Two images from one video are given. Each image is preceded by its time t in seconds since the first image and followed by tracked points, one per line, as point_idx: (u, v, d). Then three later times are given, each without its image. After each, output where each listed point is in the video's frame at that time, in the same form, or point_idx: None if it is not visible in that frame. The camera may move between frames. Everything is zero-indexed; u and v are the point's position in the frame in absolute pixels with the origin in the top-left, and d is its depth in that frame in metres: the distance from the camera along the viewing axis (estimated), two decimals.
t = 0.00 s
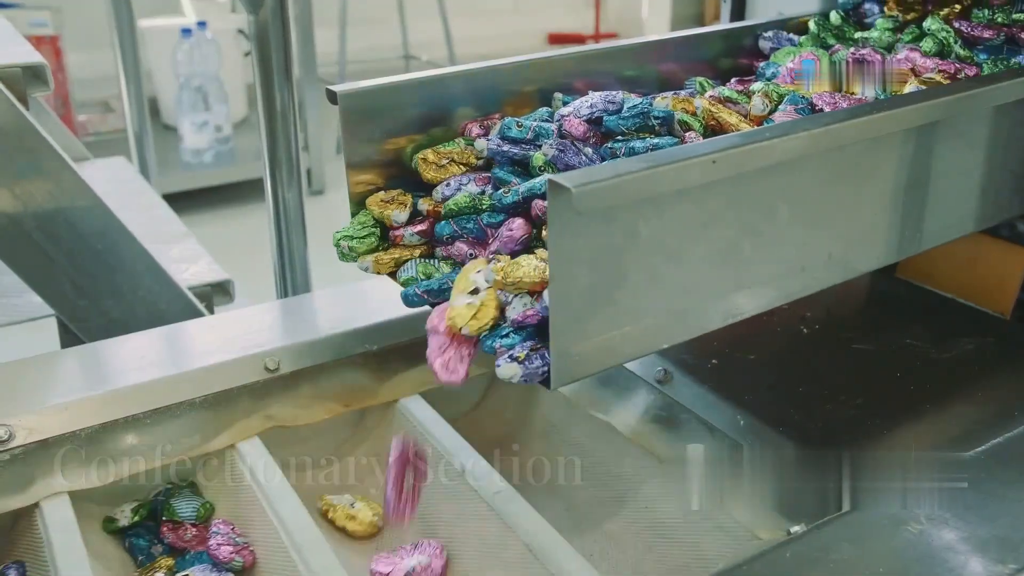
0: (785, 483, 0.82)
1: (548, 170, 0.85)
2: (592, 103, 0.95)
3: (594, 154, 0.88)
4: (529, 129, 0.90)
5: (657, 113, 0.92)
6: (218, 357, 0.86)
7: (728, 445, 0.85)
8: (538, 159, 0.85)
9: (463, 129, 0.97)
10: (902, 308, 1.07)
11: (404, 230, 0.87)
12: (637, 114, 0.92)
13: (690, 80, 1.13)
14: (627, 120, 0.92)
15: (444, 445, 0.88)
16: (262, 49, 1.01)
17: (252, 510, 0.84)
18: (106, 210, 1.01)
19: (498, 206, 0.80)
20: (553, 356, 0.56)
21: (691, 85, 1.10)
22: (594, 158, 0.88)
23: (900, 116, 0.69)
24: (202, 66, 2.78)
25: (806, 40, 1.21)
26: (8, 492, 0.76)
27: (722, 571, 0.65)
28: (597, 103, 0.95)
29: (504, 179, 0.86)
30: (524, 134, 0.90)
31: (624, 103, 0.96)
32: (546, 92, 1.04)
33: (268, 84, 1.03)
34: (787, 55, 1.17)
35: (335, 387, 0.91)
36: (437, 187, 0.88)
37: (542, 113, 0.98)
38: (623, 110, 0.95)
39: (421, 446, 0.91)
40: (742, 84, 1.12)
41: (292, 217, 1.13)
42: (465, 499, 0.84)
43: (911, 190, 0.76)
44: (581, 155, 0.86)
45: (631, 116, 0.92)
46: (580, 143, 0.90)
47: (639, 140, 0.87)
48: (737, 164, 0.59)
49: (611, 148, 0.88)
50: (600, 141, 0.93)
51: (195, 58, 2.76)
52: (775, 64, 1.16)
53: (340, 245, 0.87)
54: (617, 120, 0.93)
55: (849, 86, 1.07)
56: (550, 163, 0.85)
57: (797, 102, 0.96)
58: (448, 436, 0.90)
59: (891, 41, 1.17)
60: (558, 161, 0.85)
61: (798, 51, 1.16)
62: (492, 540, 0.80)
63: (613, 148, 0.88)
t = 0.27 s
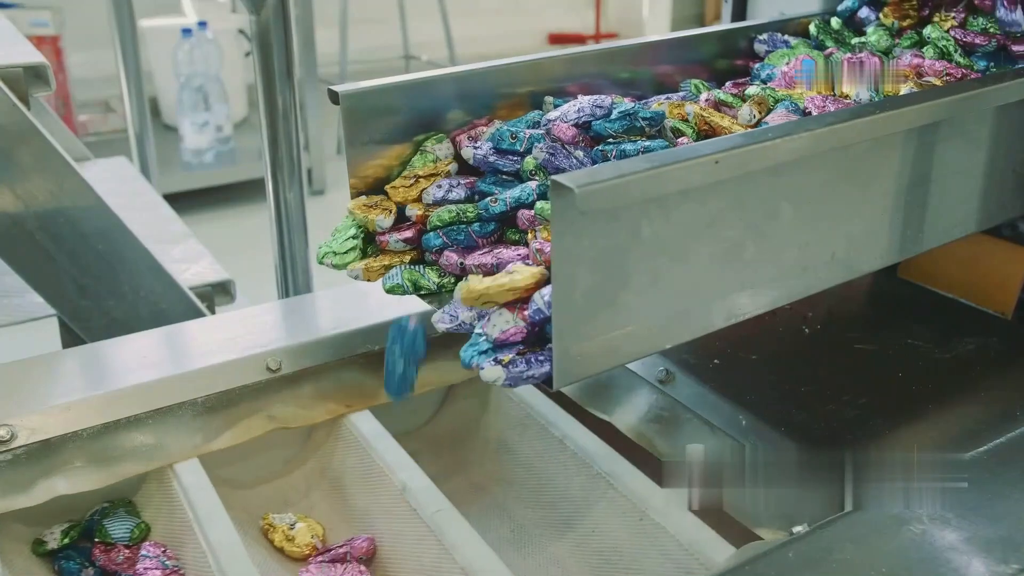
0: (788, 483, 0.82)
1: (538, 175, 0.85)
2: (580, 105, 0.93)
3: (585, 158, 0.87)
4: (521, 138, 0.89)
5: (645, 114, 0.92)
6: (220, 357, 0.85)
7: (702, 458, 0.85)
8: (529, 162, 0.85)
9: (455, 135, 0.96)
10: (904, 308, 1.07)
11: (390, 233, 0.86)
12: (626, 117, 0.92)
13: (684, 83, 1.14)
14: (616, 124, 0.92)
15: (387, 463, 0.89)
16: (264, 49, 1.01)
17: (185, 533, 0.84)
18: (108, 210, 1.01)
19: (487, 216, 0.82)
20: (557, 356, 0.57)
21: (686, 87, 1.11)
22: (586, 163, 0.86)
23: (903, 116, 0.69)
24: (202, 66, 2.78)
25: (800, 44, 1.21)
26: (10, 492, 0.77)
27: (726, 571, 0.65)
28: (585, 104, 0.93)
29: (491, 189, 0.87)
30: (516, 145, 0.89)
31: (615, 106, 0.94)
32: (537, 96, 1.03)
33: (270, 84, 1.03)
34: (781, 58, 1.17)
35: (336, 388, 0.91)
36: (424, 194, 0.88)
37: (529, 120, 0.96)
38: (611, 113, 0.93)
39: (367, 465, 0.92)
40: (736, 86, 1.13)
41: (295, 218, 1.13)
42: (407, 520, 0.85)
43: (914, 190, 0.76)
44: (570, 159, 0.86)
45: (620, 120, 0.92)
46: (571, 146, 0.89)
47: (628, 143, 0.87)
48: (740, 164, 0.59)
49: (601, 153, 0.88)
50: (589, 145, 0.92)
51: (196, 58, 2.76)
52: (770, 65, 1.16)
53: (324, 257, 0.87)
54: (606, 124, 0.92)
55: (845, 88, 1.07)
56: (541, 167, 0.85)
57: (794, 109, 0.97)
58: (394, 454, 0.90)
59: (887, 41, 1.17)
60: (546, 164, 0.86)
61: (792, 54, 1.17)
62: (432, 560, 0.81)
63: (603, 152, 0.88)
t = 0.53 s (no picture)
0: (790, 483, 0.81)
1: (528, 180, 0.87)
2: (569, 107, 0.93)
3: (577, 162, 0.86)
4: (514, 146, 0.89)
5: (634, 117, 0.91)
6: (220, 357, 0.86)
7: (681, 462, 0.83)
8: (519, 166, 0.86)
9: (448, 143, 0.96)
10: (906, 308, 1.07)
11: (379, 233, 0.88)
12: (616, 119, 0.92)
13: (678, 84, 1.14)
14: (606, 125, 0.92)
15: (324, 482, 0.83)
16: (266, 49, 1.01)
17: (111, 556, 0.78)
18: (110, 210, 1.01)
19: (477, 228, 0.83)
20: (560, 356, 0.57)
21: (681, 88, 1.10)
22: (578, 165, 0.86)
23: (905, 116, 0.69)
24: (203, 66, 2.78)
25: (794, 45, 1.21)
26: (12, 493, 0.76)
27: (729, 571, 0.65)
28: (574, 107, 0.93)
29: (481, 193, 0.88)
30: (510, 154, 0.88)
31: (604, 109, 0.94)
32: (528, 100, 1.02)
33: (272, 84, 1.03)
34: (778, 60, 1.16)
35: (340, 388, 0.90)
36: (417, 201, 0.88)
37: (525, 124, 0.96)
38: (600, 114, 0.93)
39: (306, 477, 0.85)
40: (731, 89, 1.13)
41: (296, 218, 1.13)
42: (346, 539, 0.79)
43: (915, 190, 0.76)
44: (561, 162, 0.85)
45: (610, 122, 0.92)
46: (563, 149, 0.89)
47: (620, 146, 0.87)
48: (744, 164, 0.59)
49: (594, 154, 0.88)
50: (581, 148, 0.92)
51: (197, 58, 2.77)
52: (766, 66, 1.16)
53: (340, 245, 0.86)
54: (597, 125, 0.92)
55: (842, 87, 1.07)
56: (532, 171, 0.86)
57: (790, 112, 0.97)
58: (333, 473, 0.84)
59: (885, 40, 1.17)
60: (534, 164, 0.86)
61: (787, 56, 1.16)
62: None
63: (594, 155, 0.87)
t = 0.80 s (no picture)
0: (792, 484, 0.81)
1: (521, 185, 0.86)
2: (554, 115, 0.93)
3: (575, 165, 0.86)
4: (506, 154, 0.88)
5: (626, 118, 0.92)
6: (223, 357, 0.86)
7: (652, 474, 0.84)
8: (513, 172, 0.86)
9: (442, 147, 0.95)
10: (908, 308, 1.07)
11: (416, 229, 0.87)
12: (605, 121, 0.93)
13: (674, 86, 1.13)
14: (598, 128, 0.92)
15: (269, 498, 0.81)
16: (268, 49, 1.01)
17: None
18: (111, 210, 1.01)
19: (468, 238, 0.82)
20: (563, 357, 0.56)
21: (676, 91, 1.10)
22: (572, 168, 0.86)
23: (908, 116, 0.69)
24: (203, 66, 2.78)
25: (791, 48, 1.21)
26: (15, 492, 0.76)
27: (732, 571, 0.65)
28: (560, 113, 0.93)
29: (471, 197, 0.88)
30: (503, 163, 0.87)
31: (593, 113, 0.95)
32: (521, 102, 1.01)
33: (274, 85, 1.03)
34: (773, 62, 1.17)
35: (341, 388, 0.91)
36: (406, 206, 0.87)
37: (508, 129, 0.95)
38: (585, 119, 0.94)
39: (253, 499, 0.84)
40: (727, 91, 1.12)
41: (298, 218, 1.13)
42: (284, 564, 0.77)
43: (918, 190, 0.76)
44: (553, 165, 0.85)
45: (601, 126, 0.92)
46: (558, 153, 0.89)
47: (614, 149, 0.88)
48: (748, 164, 0.59)
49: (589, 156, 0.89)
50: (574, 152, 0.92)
51: (197, 58, 2.77)
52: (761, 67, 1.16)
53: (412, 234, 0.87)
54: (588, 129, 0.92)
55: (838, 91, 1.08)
56: (525, 174, 0.86)
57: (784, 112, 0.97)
58: (279, 488, 0.82)
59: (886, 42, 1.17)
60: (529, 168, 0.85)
61: (782, 58, 1.17)
62: None
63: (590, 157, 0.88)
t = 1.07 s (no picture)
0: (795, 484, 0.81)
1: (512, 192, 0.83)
2: (537, 126, 0.90)
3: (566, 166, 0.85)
4: (494, 168, 0.84)
5: (622, 129, 0.89)
6: (225, 357, 0.86)
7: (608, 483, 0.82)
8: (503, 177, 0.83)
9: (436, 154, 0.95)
10: (910, 309, 1.07)
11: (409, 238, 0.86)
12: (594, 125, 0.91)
13: (668, 88, 1.13)
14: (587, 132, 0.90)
15: (204, 518, 0.80)
16: (270, 49, 1.01)
17: None
18: (114, 210, 1.01)
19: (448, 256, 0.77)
20: (567, 357, 0.56)
21: (671, 93, 1.10)
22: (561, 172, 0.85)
23: (911, 117, 0.69)
24: (204, 66, 2.78)
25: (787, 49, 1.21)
26: (21, 492, 0.76)
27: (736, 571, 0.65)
28: (542, 124, 0.90)
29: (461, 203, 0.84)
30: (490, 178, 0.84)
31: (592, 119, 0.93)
32: (513, 104, 1.01)
33: (276, 85, 1.03)
34: (769, 65, 1.16)
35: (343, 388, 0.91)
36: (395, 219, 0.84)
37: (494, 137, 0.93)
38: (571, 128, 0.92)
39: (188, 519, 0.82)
40: (721, 94, 1.12)
41: (300, 218, 1.13)
42: None
43: (921, 191, 0.76)
44: (545, 169, 0.84)
45: (591, 129, 0.90)
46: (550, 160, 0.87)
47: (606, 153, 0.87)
48: (752, 164, 0.59)
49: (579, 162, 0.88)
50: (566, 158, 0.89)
51: (198, 58, 2.77)
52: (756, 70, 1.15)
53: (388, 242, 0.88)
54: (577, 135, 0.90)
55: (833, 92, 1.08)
56: (517, 180, 0.83)
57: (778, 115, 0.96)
58: (211, 509, 0.81)
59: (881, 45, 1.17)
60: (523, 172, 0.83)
61: (778, 60, 1.16)
62: None
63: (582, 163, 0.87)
